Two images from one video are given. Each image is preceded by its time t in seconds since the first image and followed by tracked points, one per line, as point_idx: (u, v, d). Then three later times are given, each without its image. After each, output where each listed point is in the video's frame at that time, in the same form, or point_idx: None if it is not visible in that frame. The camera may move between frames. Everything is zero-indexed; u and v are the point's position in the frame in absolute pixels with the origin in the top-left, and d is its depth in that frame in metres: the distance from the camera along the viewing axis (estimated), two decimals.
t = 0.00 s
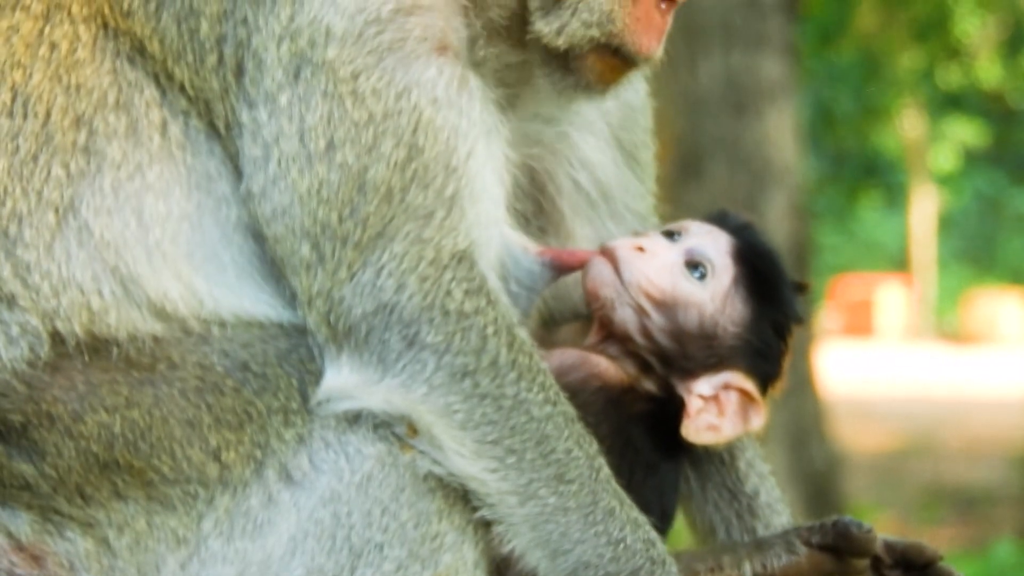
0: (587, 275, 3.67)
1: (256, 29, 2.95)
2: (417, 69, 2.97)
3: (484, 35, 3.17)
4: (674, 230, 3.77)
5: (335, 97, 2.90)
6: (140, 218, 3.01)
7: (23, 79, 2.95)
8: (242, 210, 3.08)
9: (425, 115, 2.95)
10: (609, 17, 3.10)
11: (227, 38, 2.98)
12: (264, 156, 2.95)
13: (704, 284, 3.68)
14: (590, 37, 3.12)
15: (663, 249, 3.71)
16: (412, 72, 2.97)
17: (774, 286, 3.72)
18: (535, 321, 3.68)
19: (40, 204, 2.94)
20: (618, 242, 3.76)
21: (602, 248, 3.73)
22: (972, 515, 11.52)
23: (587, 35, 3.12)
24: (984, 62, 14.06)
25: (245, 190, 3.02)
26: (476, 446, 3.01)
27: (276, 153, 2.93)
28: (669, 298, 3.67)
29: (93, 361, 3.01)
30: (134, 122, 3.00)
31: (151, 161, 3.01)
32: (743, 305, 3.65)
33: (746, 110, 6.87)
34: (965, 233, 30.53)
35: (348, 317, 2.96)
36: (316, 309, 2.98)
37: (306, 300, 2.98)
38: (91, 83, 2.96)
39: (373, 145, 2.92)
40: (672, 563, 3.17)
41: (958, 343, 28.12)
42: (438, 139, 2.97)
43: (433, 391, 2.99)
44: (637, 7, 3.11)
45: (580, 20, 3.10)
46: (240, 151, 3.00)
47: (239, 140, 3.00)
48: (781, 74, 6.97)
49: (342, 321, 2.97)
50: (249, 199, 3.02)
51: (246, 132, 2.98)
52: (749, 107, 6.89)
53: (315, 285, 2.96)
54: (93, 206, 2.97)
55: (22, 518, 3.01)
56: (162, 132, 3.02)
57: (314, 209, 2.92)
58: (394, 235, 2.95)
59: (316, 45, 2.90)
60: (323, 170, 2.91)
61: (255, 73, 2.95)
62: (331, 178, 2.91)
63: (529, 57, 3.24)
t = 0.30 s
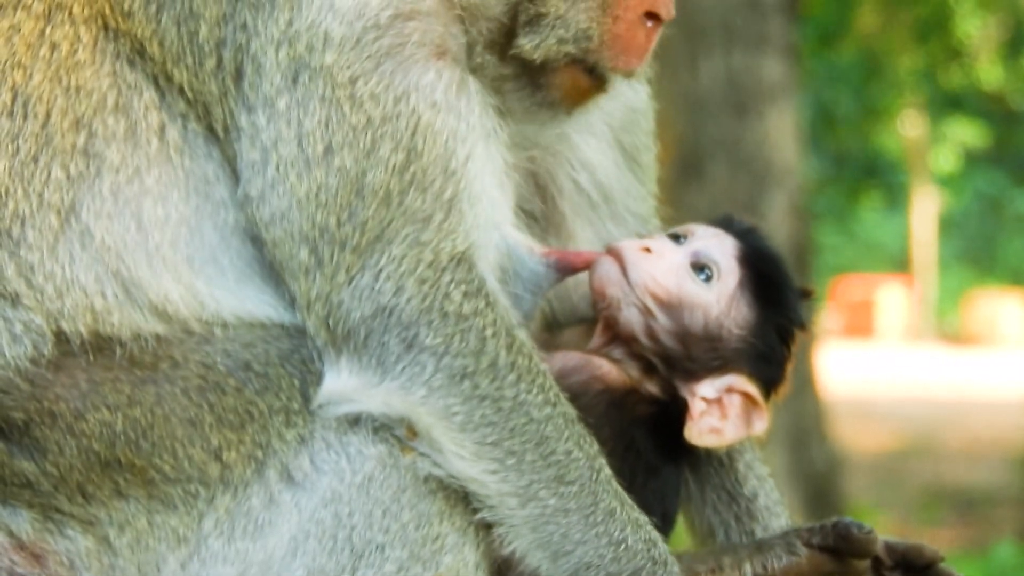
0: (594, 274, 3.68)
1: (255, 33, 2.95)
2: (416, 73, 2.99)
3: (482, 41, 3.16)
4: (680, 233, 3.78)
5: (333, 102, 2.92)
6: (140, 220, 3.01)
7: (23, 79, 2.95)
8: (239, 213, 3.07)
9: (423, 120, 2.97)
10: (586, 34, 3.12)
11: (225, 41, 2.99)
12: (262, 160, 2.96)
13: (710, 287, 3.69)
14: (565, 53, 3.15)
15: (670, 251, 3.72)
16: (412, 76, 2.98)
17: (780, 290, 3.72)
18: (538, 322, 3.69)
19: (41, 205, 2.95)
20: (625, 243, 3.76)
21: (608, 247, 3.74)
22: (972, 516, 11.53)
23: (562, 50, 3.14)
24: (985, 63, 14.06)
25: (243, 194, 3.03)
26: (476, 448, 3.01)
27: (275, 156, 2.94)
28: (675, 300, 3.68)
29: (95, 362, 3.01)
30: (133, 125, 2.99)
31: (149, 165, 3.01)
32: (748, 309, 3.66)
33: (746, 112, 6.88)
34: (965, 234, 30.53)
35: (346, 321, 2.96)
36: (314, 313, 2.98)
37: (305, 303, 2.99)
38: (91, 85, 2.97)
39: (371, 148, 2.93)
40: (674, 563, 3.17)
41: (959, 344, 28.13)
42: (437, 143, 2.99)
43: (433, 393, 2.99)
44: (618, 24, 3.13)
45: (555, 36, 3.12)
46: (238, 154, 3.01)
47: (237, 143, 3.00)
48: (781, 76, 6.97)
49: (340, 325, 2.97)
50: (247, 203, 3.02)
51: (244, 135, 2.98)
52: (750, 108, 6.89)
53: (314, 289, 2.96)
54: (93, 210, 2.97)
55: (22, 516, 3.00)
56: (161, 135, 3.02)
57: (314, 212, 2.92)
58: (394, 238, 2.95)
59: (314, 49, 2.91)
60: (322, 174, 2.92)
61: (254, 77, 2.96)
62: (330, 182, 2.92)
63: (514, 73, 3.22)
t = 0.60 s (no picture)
0: (594, 271, 3.67)
1: (254, 34, 2.96)
2: (417, 76, 3.00)
3: (481, 48, 3.17)
4: (681, 233, 3.79)
5: (332, 105, 2.92)
6: (140, 221, 3.01)
7: (22, 78, 2.97)
8: (237, 215, 3.07)
9: (423, 123, 2.98)
10: (575, 48, 3.12)
11: (223, 41, 2.99)
12: (260, 161, 2.96)
13: (711, 286, 3.68)
14: (552, 64, 3.15)
15: (671, 250, 3.73)
16: (412, 79, 2.99)
17: (782, 290, 3.71)
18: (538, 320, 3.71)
19: (41, 204, 2.95)
20: (626, 242, 3.76)
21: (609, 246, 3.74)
22: (972, 516, 11.53)
23: (550, 62, 3.14)
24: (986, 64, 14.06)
25: (238, 195, 3.03)
26: (475, 448, 3.01)
27: (273, 158, 2.94)
28: (676, 298, 3.68)
29: (95, 362, 3.02)
30: (131, 125, 3.00)
31: (147, 166, 3.01)
32: (749, 308, 3.66)
33: (746, 113, 6.91)
34: (965, 234, 30.56)
35: (344, 323, 2.97)
36: (312, 315, 2.99)
37: (302, 305, 2.99)
38: (91, 84, 2.97)
39: (371, 151, 2.94)
40: (675, 561, 3.17)
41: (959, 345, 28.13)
42: (437, 144, 2.99)
43: (431, 394, 2.99)
44: (605, 40, 3.12)
45: (545, 49, 3.12)
46: (234, 155, 3.01)
47: (234, 143, 3.01)
48: (780, 78, 6.99)
49: (338, 327, 2.98)
50: (244, 204, 3.02)
51: (241, 136, 2.99)
52: (750, 108, 6.92)
53: (311, 292, 2.97)
54: (93, 212, 2.97)
55: (22, 514, 3.00)
56: (159, 134, 3.02)
57: (312, 214, 2.93)
58: (392, 239, 2.96)
59: (313, 52, 2.92)
60: (321, 176, 2.93)
61: (252, 79, 2.96)
62: (328, 184, 2.93)
63: (508, 83, 3.24)
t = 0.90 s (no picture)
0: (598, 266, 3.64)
1: (254, 34, 2.95)
2: (417, 76, 2.99)
3: (480, 51, 3.20)
4: (683, 233, 3.78)
5: (332, 104, 2.92)
6: (141, 217, 3.01)
7: (23, 76, 2.97)
8: (235, 214, 3.06)
9: (424, 123, 2.97)
10: (573, 62, 3.20)
11: (223, 41, 2.99)
12: (259, 160, 2.96)
13: (714, 285, 3.68)
14: (550, 78, 3.23)
15: (674, 248, 3.71)
16: (413, 79, 2.99)
17: (783, 290, 3.73)
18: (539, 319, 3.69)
19: (40, 202, 2.94)
20: (629, 239, 3.75)
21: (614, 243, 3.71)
22: (972, 514, 11.53)
23: (547, 76, 3.23)
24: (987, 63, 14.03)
25: (236, 194, 3.03)
26: (474, 446, 3.01)
27: (272, 156, 2.94)
28: (680, 296, 3.67)
29: (94, 361, 3.01)
30: (131, 123, 3.00)
31: (147, 163, 3.01)
32: (752, 309, 3.65)
33: (747, 112, 6.95)
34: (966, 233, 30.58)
35: (342, 322, 2.97)
36: (309, 314, 2.98)
37: (300, 304, 2.98)
38: (91, 83, 2.97)
39: (370, 151, 2.93)
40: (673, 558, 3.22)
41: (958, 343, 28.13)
42: (436, 144, 2.99)
43: (430, 392, 2.98)
44: (604, 53, 3.20)
45: (543, 61, 3.20)
46: (233, 154, 3.01)
47: (232, 143, 3.01)
48: (781, 76, 7.02)
49: (336, 326, 2.97)
50: (242, 203, 3.02)
51: (239, 135, 2.99)
52: (751, 107, 6.96)
53: (308, 290, 2.97)
54: (93, 208, 2.97)
55: (22, 512, 3.01)
56: (159, 132, 3.02)
57: (311, 213, 2.93)
58: (391, 237, 2.95)
59: (314, 52, 2.91)
60: (321, 175, 2.93)
61: (251, 78, 2.96)
62: (328, 183, 2.93)
63: (506, 90, 3.30)
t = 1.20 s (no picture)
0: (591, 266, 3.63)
1: (252, 33, 2.99)
2: (411, 84, 3.00)
3: (476, 67, 3.22)
4: (682, 234, 3.79)
5: (325, 107, 2.93)
6: (141, 213, 3.02)
7: (25, 73, 2.99)
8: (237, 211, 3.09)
9: (415, 130, 2.98)
10: (575, 75, 3.17)
11: (222, 40, 3.03)
12: (248, 161, 2.99)
13: (714, 286, 3.68)
14: (550, 88, 3.21)
15: (675, 249, 3.72)
16: (406, 87, 3.00)
17: (783, 291, 3.74)
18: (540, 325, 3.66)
19: (39, 198, 2.96)
20: (629, 241, 3.75)
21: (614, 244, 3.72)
22: (971, 510, 11.52)
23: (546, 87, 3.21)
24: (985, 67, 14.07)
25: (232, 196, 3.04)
26: (466, 438, 2.99)
27: (262, 157, 2.97)
28: (681, 297, 3.67)
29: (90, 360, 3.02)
30: (134, 119, 3.02)
31: (151, 158, 3.03)
32: (752, 311, 3.66)
33: (746, 109, 7.12)
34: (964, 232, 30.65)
35: (323, 325, 2.97)
36: (287, 317, 2.99)
37: (278, 307, 3.00)
38: (92, 80, 3.00)
39: (360, 155, 2.94)
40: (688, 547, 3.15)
41: (956, 341, 28.13)
42: (426, 152, 2.99)
43: (417, 390, 2.99)
44: (607, 70, 3.16)
45: (547, 74, 3.20)
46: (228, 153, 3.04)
47: (228, 144, 3.03)
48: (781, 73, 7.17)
49: (316, 329, 2.98)
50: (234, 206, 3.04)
51: (232, 136, 3.02)
52: (750, 105, 7.12)
53: (286, 292, 2.98)
54: (93, 202, 2.98)
55: (19, 512, 3.02)
56: (163, 129, 3.05)
57: (293, 214, 2.94)
58: (373, 241, 2.96)
59: (310, 55, 2.94)
60: (307, 179, 2.94)
61: (250, 81, 2.99)
62: (314, 186, 2.94)
63: (504, 103, 3.30)
